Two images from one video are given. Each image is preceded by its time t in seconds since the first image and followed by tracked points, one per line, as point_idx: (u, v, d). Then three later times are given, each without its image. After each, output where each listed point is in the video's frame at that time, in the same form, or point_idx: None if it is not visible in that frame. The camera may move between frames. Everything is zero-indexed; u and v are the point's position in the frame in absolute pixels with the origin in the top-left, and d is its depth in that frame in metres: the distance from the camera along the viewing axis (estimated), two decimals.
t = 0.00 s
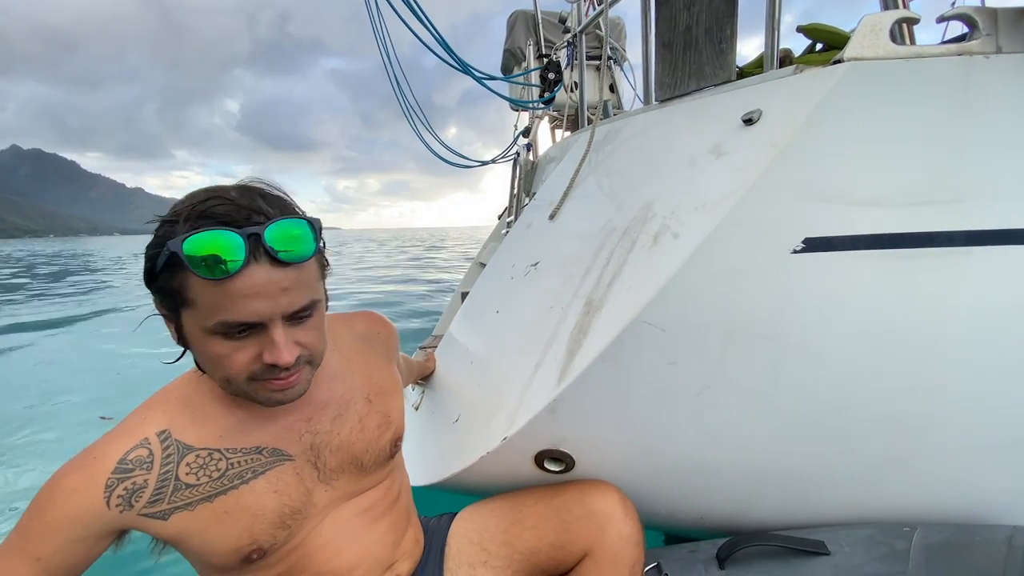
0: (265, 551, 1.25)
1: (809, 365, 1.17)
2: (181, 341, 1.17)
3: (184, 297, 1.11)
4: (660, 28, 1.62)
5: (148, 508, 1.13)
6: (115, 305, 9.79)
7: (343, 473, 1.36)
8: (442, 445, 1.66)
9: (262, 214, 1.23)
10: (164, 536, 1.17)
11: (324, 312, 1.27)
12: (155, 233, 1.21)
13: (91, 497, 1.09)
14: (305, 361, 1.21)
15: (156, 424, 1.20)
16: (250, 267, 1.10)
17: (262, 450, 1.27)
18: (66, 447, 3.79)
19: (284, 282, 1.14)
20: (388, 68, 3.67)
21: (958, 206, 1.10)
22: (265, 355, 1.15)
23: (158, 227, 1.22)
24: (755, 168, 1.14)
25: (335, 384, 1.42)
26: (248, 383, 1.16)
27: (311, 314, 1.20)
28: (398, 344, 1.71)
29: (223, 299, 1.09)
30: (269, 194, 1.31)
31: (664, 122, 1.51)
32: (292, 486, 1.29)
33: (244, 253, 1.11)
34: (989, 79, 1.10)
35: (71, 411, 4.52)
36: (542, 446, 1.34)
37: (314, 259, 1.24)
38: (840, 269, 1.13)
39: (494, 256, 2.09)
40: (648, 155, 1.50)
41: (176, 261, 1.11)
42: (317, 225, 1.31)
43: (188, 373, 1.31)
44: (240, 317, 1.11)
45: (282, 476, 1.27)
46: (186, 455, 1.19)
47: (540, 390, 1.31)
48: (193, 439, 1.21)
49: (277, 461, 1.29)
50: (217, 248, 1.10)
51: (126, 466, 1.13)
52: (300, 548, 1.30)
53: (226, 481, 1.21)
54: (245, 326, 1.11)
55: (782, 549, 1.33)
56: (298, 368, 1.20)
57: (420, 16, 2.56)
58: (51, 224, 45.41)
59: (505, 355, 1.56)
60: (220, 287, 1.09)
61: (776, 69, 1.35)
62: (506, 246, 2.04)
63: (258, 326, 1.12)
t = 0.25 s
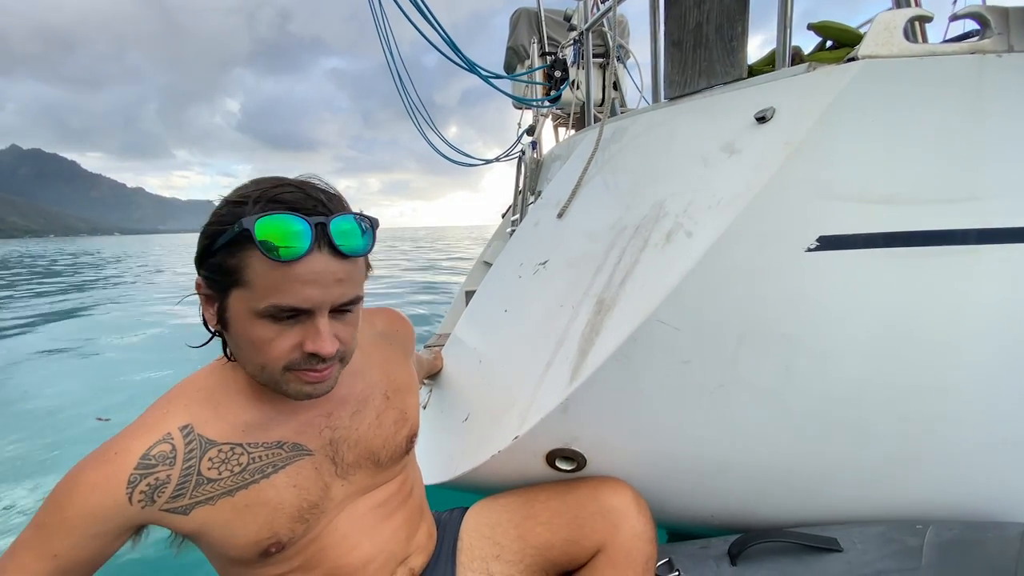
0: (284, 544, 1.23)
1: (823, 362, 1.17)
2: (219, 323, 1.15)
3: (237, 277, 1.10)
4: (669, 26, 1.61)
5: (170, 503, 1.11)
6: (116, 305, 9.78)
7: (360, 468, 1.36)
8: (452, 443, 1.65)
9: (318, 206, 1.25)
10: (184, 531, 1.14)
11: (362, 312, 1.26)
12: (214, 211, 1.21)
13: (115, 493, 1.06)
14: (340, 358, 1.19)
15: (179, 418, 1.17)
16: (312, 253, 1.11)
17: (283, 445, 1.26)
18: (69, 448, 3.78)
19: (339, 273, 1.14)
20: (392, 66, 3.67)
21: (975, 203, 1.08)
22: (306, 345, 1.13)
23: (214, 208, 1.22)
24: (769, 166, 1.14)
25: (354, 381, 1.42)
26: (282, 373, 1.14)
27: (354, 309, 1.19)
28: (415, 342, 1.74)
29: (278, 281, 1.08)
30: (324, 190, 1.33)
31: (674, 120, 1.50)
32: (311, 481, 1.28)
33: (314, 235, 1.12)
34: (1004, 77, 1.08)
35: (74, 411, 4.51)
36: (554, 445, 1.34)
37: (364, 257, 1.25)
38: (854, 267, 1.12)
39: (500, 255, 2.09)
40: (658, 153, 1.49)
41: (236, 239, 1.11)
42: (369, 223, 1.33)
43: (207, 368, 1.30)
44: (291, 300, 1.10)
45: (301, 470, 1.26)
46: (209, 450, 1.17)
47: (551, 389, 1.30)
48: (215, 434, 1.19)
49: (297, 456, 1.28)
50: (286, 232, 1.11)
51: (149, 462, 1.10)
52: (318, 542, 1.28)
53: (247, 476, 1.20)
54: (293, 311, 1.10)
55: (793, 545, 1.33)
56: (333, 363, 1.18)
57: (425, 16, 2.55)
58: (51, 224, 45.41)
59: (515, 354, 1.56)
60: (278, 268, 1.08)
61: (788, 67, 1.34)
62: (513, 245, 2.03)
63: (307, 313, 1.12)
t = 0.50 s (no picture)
0: (292, 549, 1.23)
1: (834, 363, 1.16)
2: (233, 312, 1.15)
3: (255, 266, 1.11)
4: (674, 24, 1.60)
5: (179, 509, 1.10)
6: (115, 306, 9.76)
7: (368, 473, 1.35)
8: (457, 445, 1.65)
9: (348, 208, 1.26)
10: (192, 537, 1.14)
11: (375, 317, 1.24)
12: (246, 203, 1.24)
13: (124, 501, 1.05)
14: (344, 363, 1.16)
15: (187, 424, 1.15)
16: (331, 246, 1.11)
17: (292, 450, 1.24)
18: (68, 450, 3.77)
19: (355, 271, 1.14)
20: (392, 65, 3.65)
21: (987, 203, 1.07)
22: (312, 342, 1.11)
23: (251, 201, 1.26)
24: (779, 166, 1.13)
25: (363, 385, 1.41)
26: (284, 369, 1.12)
27: (365, 312, 1.18)
28: (423, 344, 1.73)
29: (293, 271, 1.09)
30: (359, 198, 1.35)
31: (680, 119, 1.49)
32: (319, 486, 1.27)
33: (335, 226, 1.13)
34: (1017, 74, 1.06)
35: (73, 413, 4.49)
36: (561, 448, 1.33)
37: (383, 261, 1.24)
38: (865, 268, 1.11)
39: (503, 255, 2.08)
40: (664, 152, 1.48)
41: (260, 228, 1.12)
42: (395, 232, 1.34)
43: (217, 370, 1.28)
44: (305, 292, 1.09)
45: (309, 476, 1.25)
46: (217, 456, 1.15)
47: (559, 391, 1.29)
48: (224, 440, 1.17)
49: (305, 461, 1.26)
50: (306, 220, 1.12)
51: (157, 469, 1.09)
52: (326, 547, 1.27)
53: (256, 482, 1.19)
54: (305, 305, 1.10)
55: (803, 547, 1.31)
56: (337, 367, 1.15)
57: (428, 14, 2.54)
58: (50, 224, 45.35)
59: (521, 355, 1.55)
60: (296, 258, 1.09)
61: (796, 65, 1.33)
62: (516, 245, 2.02)
63: (318, 307, 1.11)
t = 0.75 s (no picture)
0: (294, 552, 1.21)
1: (840, 363, 1.14)
2: (236, 305, 1.15)
3: (259, 258, 1.11)
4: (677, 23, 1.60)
5: (182, 511, 1.09)
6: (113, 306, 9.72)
7: (371, 475, 1.34)
8: (459, 446, 1.64)
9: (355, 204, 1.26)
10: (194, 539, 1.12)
11: (379, 315, 1.23)
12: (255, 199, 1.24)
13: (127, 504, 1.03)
14: (346, 360, 1.15)
15: (190, 425, 1.14)
16: (335, 239, 1.10)
17: (295, 452, 1.23)
18: (66, 452, 3.74)
19: (358, 266, 1.13)
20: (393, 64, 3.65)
21: (995, 202, 1.06)
22: (313, 337, 1.09)
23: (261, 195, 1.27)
24: (785, 165, 1.12)
25: (365, 386, 1.40)
26: (285, 364, 1.10)
27: (369, 308, 1.16)
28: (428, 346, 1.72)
29: (297, 264, 1.08)
30: (368, 195, 1.35)
31: (684, 118, 1.48)
32: (323, 488, 1.25)
33: (340, 218, 1.12)
34: None
35: (70, 414, 4.47)
36: (565, 449, 1.32)
37: (388, 259, 1.23)
38: (871, 268, 1.10)
39: (504, 255, 2.07)
40: (667, 151, 1.47)
41: (265, 221, 1.12)
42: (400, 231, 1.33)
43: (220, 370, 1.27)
44: (307, 285, 1.08)
45: (312, 478, 1.24)
46: (221, 458, 1.14)
47: (562, 392, 1.28)
48: (227, 441, 1.16)
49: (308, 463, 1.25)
50: (309, 212, 1.12)
51: (161, 471, 1.07)
52: (328, 549, 1.25)
53: (259, 484, 1.17)
54: (307, 298, 1.09)
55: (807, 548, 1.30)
56: (338, 364, 1.13)
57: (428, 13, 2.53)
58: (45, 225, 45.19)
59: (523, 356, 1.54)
60: (299, 250, 1.08)
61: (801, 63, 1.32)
62: (517, 245, 2.01)
63: (320, 301, 1.10)
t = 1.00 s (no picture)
0: (306, 546, 1.21)
1: (844, 357, 1.15)
2: (249, 294, 1.16)
3: (271, 246, 1.12)
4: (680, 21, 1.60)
5: (196, 507, 1.09)
6: (108, 307, 9.67)
7: (380, 470, 1.34)
8: (462, 442, 1.64)
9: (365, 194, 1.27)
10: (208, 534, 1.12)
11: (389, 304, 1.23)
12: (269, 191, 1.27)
13: (141, 500, 1.03)
14: (356, 347, 1.15)
15: (203, 420, 1.13)
16: (344, 225, 1.11)
17: (307, 447, 1.23)
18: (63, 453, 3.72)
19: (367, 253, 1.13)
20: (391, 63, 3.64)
21: (997, 198, 1.07)
22: (322, 322, 1.10)
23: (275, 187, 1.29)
24: (789, 161, 1.12)
25: (375, 381, 1.40)
26: (296, 351, 1.10)
27: (378, 296, 1.17)
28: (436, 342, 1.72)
29: (305, 248, 1.09)
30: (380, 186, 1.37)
31: (687, 115, 1.49)
32: (334, 484, 1.25)
33: (349, 205, 1.13)
34: None
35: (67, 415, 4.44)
36: (570, 445, 1.32)
37: (398, 248, 1.24)
38: (874, 263, 1.11)
39: (505, 253, 2.07)
40: (670, 148, 1.48)
41: (277, 209, 1.14)
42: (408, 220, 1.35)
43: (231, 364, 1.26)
44: (317, 271, 1.09)
45: (323, 473, 1.24)
46: (234, 453, 1.14)
47: (567, 389, 1.28)
48: (239, 435, 1.16)
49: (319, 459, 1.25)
50: (319, 197, 1.14)
51: (174, 467, 1.07)
52: (339, 544, 1.25)
53: (272, 479, 1.17)
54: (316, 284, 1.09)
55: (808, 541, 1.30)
56: (348, 351, 1.14)
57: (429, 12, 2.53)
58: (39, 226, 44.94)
59: (526, 353, 1.54)
60: (308, 236, 1.09)
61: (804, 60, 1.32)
62: (519, 242, 2.02)
63: (330, 287, 1.11)
